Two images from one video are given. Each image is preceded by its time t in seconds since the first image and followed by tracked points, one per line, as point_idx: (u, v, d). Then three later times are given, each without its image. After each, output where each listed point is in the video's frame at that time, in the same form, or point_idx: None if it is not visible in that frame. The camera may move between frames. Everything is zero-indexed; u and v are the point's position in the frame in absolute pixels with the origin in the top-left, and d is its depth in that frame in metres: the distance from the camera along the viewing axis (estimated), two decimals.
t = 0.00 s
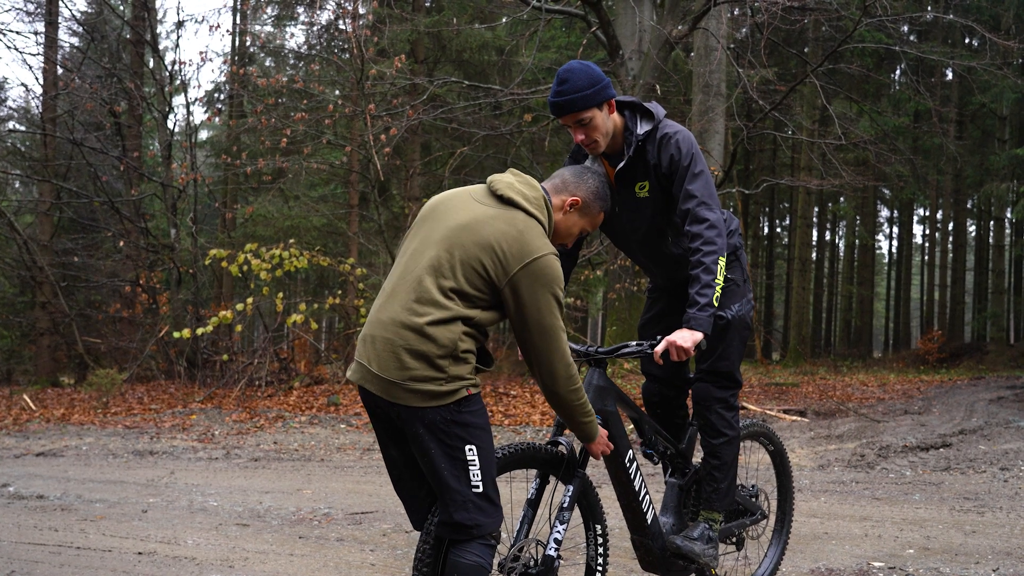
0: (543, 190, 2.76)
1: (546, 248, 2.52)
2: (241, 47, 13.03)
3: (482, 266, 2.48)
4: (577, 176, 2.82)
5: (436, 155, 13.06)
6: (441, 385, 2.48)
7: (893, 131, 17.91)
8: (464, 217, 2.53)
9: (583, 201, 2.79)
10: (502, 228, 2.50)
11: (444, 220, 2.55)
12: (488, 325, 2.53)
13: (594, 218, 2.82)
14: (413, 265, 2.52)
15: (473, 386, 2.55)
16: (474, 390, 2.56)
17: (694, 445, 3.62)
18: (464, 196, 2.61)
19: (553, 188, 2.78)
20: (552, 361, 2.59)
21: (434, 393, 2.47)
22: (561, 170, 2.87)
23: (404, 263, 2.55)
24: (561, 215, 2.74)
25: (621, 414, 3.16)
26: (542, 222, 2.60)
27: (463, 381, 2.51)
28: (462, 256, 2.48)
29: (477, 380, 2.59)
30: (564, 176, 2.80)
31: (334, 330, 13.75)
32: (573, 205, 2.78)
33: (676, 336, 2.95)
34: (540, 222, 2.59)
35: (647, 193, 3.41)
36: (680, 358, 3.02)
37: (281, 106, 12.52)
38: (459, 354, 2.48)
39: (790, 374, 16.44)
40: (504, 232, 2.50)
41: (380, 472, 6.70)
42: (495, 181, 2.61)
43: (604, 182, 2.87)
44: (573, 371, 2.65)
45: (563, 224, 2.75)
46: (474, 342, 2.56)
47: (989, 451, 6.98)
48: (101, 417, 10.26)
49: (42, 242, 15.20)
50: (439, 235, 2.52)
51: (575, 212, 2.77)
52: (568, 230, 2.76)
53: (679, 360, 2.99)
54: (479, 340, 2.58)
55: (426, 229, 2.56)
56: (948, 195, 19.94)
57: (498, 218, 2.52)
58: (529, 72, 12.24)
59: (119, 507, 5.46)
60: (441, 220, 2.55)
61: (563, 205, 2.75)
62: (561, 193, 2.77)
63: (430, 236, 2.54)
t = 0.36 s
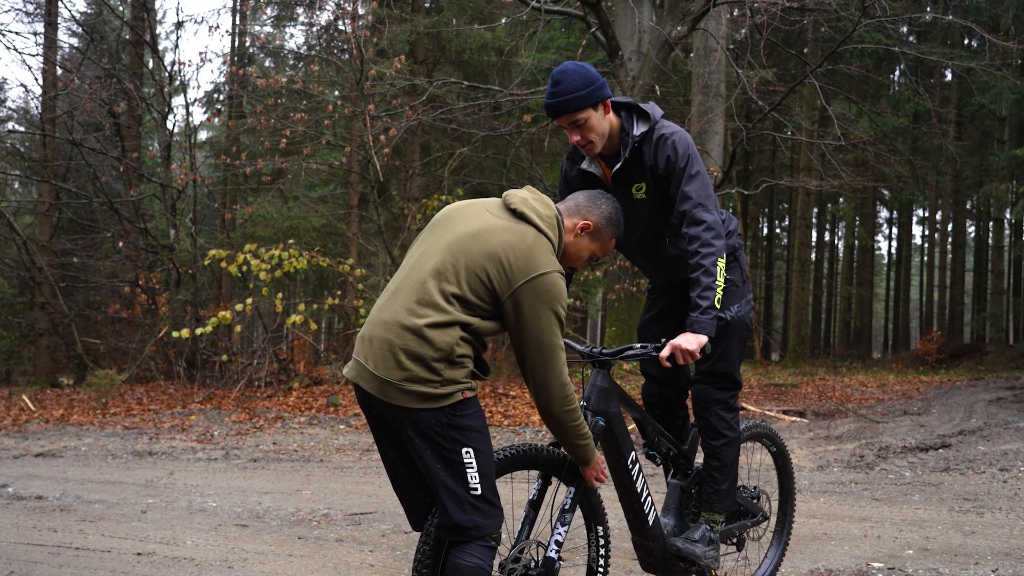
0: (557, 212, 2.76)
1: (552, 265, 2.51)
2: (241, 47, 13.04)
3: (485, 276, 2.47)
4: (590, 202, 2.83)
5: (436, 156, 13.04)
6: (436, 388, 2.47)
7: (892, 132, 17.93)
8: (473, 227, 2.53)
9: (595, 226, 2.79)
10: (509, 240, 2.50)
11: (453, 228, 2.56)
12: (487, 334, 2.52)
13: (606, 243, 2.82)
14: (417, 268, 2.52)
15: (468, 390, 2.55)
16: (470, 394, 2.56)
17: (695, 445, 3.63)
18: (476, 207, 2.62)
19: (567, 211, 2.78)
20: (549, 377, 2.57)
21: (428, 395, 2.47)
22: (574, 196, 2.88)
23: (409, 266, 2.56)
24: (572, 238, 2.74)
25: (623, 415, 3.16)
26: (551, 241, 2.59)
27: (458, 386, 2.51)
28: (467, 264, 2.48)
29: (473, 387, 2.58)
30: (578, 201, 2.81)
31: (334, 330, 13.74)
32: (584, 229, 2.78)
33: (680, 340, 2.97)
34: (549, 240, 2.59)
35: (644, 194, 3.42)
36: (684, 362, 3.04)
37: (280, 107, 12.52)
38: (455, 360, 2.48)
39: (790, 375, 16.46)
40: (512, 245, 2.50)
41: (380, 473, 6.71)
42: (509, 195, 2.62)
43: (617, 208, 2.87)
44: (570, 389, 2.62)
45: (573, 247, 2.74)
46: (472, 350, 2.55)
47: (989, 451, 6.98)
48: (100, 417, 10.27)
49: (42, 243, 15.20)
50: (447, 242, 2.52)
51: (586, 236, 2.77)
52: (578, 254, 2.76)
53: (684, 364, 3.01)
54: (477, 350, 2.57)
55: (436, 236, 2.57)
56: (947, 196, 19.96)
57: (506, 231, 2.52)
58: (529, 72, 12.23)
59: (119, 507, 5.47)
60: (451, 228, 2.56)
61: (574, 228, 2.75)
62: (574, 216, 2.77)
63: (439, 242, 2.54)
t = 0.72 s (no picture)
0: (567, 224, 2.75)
1: (562, 279, 2.50)
2: (240, 47, 13.04)
3: (492, 283, 2.46)
4: (600, 215, 2.81)
5: (435, 156, 13.02)
6: (435, 389, 2.47)
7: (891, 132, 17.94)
8: (483, 233, 2.53)
9: (603, 239, 2.77)
10: (518, 249, 2.49)
11: (464, 233, 2.56)
12: (491, 341, 2.51)
13: (616, 257, 2.80)
14: (423, 270, 2.52)
15: (468, 392, 2.55)
16: (469, 396, 2.55)
17: (694, 446, 3.62)
18: (488, 214, 2.62)
19: (577, 223, 2.77)
20: (552, 386, 2.56)
21: (427, 396, 2.46)
22: (585, 209, 2.86)
23: (416, 267, 2.56)
24: (581, 251, 2.72)
25: (623, 415, 3.16)
26: (561, 254, 2.58)
27: (457, 388, 2.50)
28: (475, 270, 2.47)
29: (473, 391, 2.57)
30: (590, 214, 2.80)
31: (333, 330, 13.74)
32: (592, 242, 2.76)
33: (681, 341, 2.97)
34: (559, 254, 2.57)
35: (641, 195, 3.42)
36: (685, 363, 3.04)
37: (280, 106, 12.52)
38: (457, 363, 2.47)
39: (789, 375, 16.46)
40: (524, 255, 2.49)
41: (378, 472, 6.70)
42: (524, 206, 2.61)
43: (627, 222, 2.85)
44: (574, 402, 2.61)
45: (581, 260, 2.73)
46: (473, 355, 2.54)
47: (988, 452, 6.98)
48: (99, 416, 10.26)
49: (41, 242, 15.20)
50: (457, 246, 2.52)
51: (596, 249, 2.75)
52: (586, 267, 2.74)
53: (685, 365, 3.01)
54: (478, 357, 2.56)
55: (446, 240, 2.57)
56: (946, 197, 19.97)
57: (516, 240, 2.51)
58: (529, 72, 12.21)
59: (117, 507, 5.46)
60: (462, 234, 2.56)
61: (583, 241, 2.73)
62: (585, 228, 2.76)
63: (448, 246, 2.54)
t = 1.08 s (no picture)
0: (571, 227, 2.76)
1: (565, 281, 2.49)
2: (241, 46, 13.04)
3: (494, 283, 2.46)
4: (604, 217, 2.81)
5: (435, 155, 13.01)
6: (435, 386, 2.46)
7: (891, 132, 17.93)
8: (487, 234, 2.53)
9: (606, 240, 2.77)
10: (523, 251, 2.48)
11: (468, 233, 2.55)
12: (491, 341, 2.50)
13: (619, 261, 2.80)
14: (427, 269, 2.51)
15: (468, 390, 2.54)
16: (469, 395, 2.55)
17: (694, 444, 3.63)
18: (493, 215, 2.61)
19: (580, 225, 2.78)
20: (555, 387, 2.55)
21: (427, 393, 2.45)
22: (589, 211, 2.87)
23: (419, 265, 2.55)
24: (585, 253, 2.73)
25: (623, 415, 3.16)
26: (564, 256, 2.57)
27: (457, 386, 2.50)
28: (477, 270, 2.47)
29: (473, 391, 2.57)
30: (593, 217, 2.81)
31: (333, 329, 13.74)
32: (596, 243, 2.76)
33: (682, 339, 2.96)
34: (563, 256, 2.57)
35: (642, 195, 3.42)
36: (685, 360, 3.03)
37: (280, 105, 12.50)
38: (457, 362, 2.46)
39: (789, 375, 16.46)
40: (528, 256, 2.48)
41: (377, 472, 6.69)
42: (529, 208, 2.61)
43: (632, 223, 2.85)
44: (575, 404, 2.61)
45: (585, 262, 2.73)
46: (474, 354, 2.53)
47: (988, 452, 6.97)
48: (98, 415, 10.25)
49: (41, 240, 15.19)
50: (460, 246, 2.51)
51: (598, 252, 2.75)
52: (589, 268, 2.74)
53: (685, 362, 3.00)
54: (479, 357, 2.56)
55: (451, 238, 2.56)
56: (947, 197, 19.96)
57: (520, 242, 2.51)
58: (529, 71, 12.19)
59: (117, 505, 5.46)
60: (465, 234, 2.56)
61: (586, 244, 2.74)
62: (588, 231, 2.76)
63: (451, 244, 2.54)
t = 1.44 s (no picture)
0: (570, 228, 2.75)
1: (564, 282, 2.49)
2: (241, 42, 13.03)
3: (493, 283, 2.45)
4: (603, 219, 2.80)
5: (435, 152, 12.99)
6: (431, 384, 2.45)
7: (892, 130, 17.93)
8: (486, 233, 2.52)
9: (604, 243, 2.76)
10: (522, 252, 2.48)
11: (467, 232, 2.55)
12: (489, 340, 2.50)
13: (616, 262, 2.79)
14: (425, 267, 2.51)
15: (464, 388, 2.52)
16: (466, 392, 2.53)
17: (692, 442, 3.62)
18: (495, 214, 2.61)
19: (578, 227, 2.77)
20: (563, 384, 2.55)
21: (423, 390, 2.45)
22: (589, 213, 2.86)
23: (418, 262, 2.55)
24: (581, 255, 2.72)
25: (620, 411, 3.15)
26: (563, 258, 2.57)
27: (454, 383, 2.49)
28: (474, 269, 2.46)
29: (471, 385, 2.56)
30: (592, 218, 2.80)
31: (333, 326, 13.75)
32: (593, 245, 2.75)
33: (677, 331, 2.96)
34: (561, 258, 2.56)
35: (643, 199, 3.41)
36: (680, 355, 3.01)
37: (280, 102, 12.48)
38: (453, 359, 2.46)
39: (788, 373, 16.49)
40: (526, 256, 2.48)
41: (377, 469, 6.70)
42: (528, 208, 2.60)
43: (630, 225, 2.84)
44: (577, 405, 2.61)
45: (581, 264, 2.72)
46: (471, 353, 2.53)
47: (987, 451, 6.97)
48: (98, 411, 10.26)
49: (41, 236, 15.18)
50: (460, 244, 2.51)
51: (594, 253, 2.74)
52: (587, 270, 2.73)
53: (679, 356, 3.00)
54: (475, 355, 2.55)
55: (450, 237, 2.56)
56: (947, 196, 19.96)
57: (519, 242, 2.50)
58: (529, 69, 12.18)
59: (116, 502, 5.46)
60: (464, 232, 2.55)
61: (583, 245, 2.72)
62: (586, 232, 2.75)
63: (450, 243, 2.54)
